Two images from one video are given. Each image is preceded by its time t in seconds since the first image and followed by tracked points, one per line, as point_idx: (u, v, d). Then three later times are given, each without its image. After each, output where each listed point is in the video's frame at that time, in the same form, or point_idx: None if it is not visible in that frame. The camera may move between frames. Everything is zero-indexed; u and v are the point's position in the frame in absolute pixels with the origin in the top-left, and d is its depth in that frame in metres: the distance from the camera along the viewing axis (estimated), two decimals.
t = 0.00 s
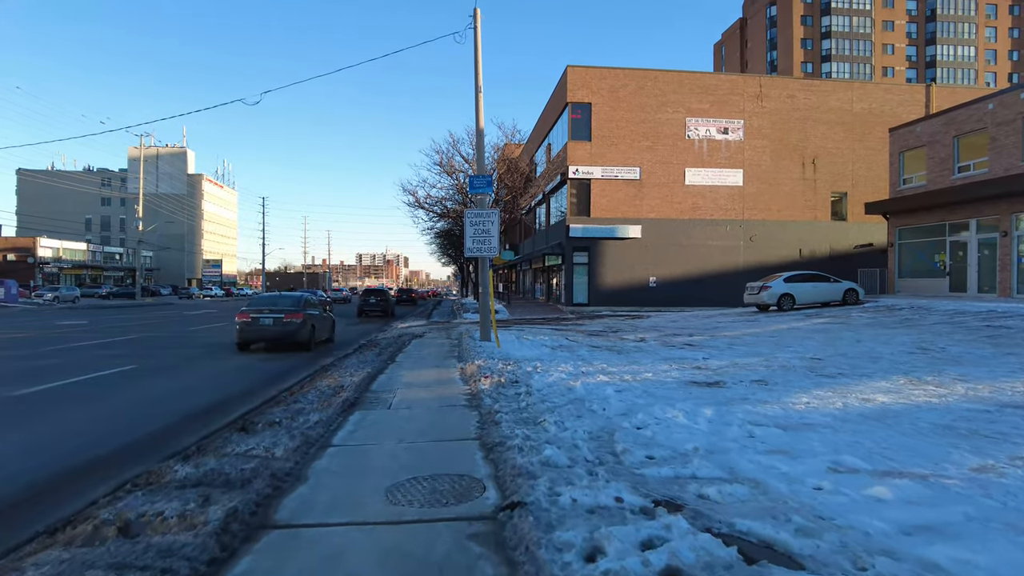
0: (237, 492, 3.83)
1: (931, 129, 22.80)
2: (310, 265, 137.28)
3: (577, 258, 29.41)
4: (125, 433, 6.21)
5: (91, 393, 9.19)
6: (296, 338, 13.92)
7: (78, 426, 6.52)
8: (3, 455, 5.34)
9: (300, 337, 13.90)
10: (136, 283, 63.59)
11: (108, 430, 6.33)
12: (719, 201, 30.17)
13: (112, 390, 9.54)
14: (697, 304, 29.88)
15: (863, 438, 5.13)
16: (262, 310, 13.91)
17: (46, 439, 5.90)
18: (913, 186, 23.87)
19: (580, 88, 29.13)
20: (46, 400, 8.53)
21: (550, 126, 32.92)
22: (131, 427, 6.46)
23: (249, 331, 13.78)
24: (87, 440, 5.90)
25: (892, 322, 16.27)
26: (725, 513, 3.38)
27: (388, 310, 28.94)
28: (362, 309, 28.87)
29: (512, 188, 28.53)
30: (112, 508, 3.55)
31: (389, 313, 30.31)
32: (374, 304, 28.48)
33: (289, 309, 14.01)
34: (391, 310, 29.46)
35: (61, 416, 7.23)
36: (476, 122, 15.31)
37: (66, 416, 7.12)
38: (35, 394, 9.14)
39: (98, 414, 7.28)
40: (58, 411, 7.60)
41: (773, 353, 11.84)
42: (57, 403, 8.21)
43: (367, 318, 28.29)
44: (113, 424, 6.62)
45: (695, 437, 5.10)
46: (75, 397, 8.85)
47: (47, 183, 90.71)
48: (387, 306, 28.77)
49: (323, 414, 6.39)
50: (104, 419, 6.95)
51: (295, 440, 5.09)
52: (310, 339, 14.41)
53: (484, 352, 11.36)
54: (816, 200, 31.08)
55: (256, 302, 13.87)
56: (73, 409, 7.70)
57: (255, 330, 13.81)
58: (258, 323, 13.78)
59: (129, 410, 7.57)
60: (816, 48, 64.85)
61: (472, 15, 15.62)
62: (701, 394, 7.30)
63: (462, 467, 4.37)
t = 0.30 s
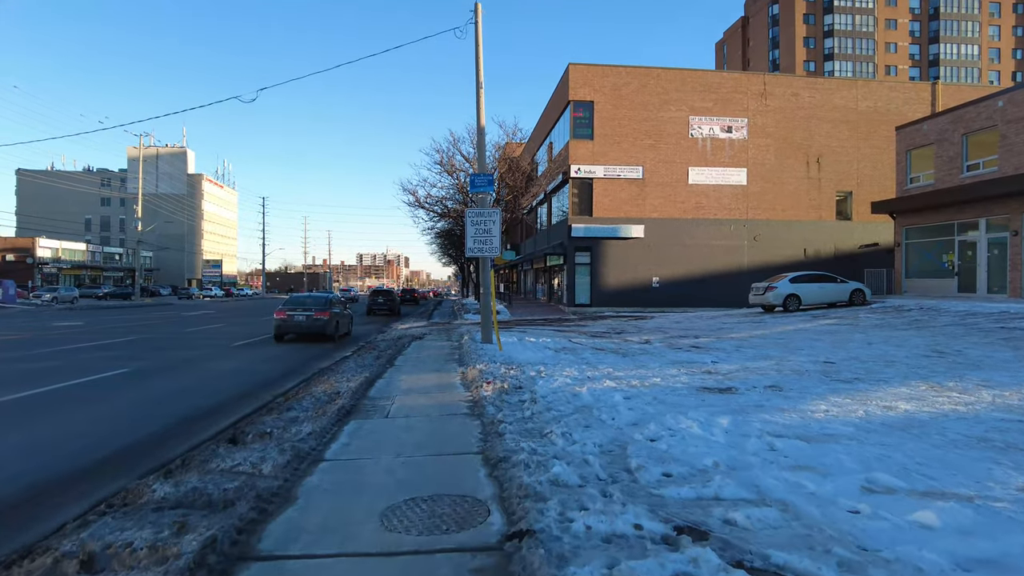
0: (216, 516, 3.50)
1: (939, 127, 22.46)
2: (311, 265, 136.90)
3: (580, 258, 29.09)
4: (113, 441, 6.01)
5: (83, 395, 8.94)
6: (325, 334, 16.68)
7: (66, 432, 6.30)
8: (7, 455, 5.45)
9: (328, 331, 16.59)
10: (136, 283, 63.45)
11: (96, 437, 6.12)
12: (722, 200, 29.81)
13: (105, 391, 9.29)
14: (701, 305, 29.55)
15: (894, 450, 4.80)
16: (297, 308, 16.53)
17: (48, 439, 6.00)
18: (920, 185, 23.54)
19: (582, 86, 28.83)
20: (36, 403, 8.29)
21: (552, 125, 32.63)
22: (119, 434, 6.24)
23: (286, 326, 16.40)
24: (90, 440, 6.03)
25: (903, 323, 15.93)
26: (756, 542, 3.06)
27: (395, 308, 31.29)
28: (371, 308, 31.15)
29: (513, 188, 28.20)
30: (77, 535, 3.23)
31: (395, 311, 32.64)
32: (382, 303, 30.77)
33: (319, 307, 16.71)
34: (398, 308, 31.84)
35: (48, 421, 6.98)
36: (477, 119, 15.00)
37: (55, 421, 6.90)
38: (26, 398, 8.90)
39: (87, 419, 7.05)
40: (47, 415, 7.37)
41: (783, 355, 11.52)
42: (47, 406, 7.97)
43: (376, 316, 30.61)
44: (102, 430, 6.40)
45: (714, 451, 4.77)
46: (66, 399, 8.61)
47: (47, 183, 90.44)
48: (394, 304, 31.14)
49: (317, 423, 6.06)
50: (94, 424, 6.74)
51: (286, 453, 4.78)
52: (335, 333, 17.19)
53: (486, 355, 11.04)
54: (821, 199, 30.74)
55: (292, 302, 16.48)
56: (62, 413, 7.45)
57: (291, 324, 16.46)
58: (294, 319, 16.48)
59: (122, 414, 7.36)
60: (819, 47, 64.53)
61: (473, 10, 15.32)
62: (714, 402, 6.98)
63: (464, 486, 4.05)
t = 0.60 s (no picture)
0: (200, 535, 3.18)
1: (950, 124, 22.09)
2: (312, 265, 136.73)
3: (583, 257, 28.76)
4: (102, 446, 5.73)
5: (75, 396, 8.63)
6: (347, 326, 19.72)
7: (55, 436, 6.03)
8: None
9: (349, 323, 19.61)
10: (136, 283, 63.17)
11: (84, 442, 5.84)
12: (728, 199, 29.44)
13: (99, 391, 8.97)
14: (706, 305, 29.22)
15: (935, 460, 4.44)
16: (322, 305, 19.63)
17: (49, 439, 5.92)
18: (930, 183, 23.15)
19: (587, 84, 28.49)
20: (27, 403, 7.99)
21: (556, 123, 32.30)
22: (109, 439, 5.96)
23: (314, 319, 19.53)
24: (84, 444, 5.80)
25: (916, 323, 15.58)
26: (801, 570, 2.73)
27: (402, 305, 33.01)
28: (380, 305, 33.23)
29: (516, 186, 27.86)
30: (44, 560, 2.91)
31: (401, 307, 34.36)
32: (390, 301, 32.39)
33: (340, 303, 19.75)
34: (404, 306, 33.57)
35: (36, 424, 6.68)
36: (481, 115, 14.66)
37: (42, 424, 6.61)
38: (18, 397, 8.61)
39: (76, 422, 6.75)
40: (36, 417, 7.06)
41: (796, 357, 11.16)
42: (37, 407, 7.66)
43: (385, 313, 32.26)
44: (90, 435, 6.11)
45: (740, 462, 4.43)
46: (58, 399, 8.31)
47: (48, 183, 90.35)
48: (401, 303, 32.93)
49: (314, 429, 5.73)
50: (85, 427, 6.46)
51: (280, 462, 4.46)
52: (354, 325, 20.35)
53: (490, 356, 10.70)
54: (827, 198, 30.37)
55: (318, 300, 19.53)
56: (51, 414, 7.14)
57: (317, 319, 19.53)
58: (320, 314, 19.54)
59: (116, 416, 7.08)
60: (823, 46, 64.20)
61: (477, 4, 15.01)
62: (732, 407, 6.62)
63: (472, 503, 3.71)
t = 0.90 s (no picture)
0: (177, 564, 2.89)
1: (959, 122, 21.78)
2: (313, 265, 136.45)
3: (586, 258, 28.45)
4: (84, 458, 5.41)
5: (64, 402, 8.29)
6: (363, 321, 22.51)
7: (39, 445, 5.75)
8: None
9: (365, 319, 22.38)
10: (136, 284, 62.94)
11: (65, 453, 5.52)
12: (732, 198, 29.11)
13: (88, 398, 8.62)
14: (710, 306, 28.89)
15: (976, 475, 4.10)
16: (341, 303, 22.39)
17: (29, 450, 5.64)
18: (938, 182, 22.81)
19: (589, 82, 28.16)
20: (12, 411, 7.65)
21: (558, 122, 32.00)
22: (91, 450, 5.64)
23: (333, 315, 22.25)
24: (67, 453, 5.54)
25: (927, 325, 15.24)
26: None
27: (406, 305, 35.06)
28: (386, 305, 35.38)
29: (518, 185, 27.54)
30: None
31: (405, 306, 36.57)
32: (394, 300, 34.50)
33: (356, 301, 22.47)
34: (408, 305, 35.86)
35: (18, 433, 6.36)
36: (483, 112, 14.35)
37: (26, 434, 6.29)
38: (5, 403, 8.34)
39: (61, 431, 6.42)
40: (20, 423, 6.79)
41: (808, 360, 10.82)
42: (22, 412, 7.32)
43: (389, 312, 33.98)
44: (71, 447, 5.77)
45: (764, 478, 4.12)
46: (46, 405, 7.98)
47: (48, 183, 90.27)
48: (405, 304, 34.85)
49: (308, 438, 5.42)
50: (68, 437, 6.14)
51: (271, 477, 4.16)
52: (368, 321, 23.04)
53: (492, 359, 10.37)
54: (833, 198, 30.03)
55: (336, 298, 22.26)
56: (34, 423, 6.81)
57: (336, 315, 22.24)
58: (338, 311, 22.25)
59: (104, 424, 6.80)
60: (825, 45, 63.90)
61: None
62: (748, 415, 6.31)
63: (477, 525, 3.42)
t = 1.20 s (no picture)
0: None
1: (967, 118, 21.42)
2: (313, 265, 136.10)
3: (587, 257, 28.09)
4: (56, 468, 5.05)
5: (46, 405, 7.93)
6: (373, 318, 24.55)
7: (10, 454, 5.43)
8: None
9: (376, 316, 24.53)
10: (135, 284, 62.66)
11: (37, 463, 5.18)
12: (735, 196, 28.74)
13: (73, 401, 8.25)
14: (713, 305, 28.53)
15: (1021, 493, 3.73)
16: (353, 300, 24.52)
17: None
18: (945, 180, 22.44)
19: (591, 79, 27.81)
20: None
21: (559, 120, 31.65)
22: (65, 459, 5.28)
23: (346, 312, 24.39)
24: (40, 462, 5.21)
25: (938, 325, 14.87)
26: None
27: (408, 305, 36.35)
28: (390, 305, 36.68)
29: (518, 184, 27.19)
30: None
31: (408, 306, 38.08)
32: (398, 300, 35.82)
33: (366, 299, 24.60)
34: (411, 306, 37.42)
35: None
36: (483, 107, 14.01)
37: None
38: None
39: (36, 439, 6.04)
40: None
41: (819, 362, 10.45)
42: None
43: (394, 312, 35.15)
44: (49, 454, 5.47)
45: (788, 494, 3.77)
46: (27, 409, 7.63)
47: (47, 183, 90.06)
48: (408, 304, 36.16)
49: (295, 448, 5.07)
50: (43, 445, 5.78)
51: (250, 493, 3.81)
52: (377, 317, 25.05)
53: (492, 361, 10.02)
54: (837, 196, 29.65)
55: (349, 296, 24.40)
56: (9, 429, 6.44)
57: (348, 312, 24.35)
58: (351, 308, 24.38)
59: (83, 428, 6.47)
60: (827, 43, 63.51)
61: None
62: (764, 423, 5.94)
63: (476, 554, 3.07)
